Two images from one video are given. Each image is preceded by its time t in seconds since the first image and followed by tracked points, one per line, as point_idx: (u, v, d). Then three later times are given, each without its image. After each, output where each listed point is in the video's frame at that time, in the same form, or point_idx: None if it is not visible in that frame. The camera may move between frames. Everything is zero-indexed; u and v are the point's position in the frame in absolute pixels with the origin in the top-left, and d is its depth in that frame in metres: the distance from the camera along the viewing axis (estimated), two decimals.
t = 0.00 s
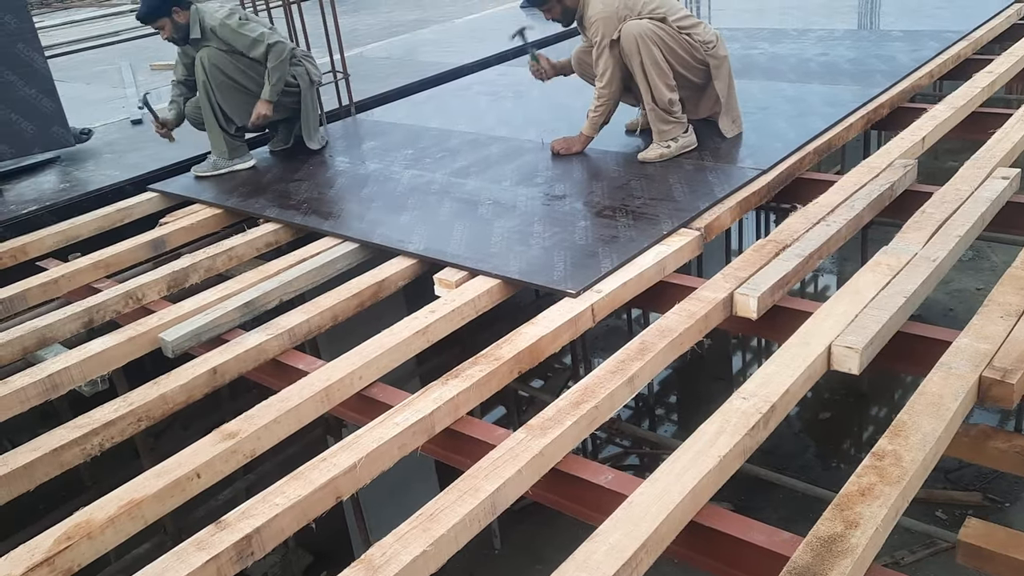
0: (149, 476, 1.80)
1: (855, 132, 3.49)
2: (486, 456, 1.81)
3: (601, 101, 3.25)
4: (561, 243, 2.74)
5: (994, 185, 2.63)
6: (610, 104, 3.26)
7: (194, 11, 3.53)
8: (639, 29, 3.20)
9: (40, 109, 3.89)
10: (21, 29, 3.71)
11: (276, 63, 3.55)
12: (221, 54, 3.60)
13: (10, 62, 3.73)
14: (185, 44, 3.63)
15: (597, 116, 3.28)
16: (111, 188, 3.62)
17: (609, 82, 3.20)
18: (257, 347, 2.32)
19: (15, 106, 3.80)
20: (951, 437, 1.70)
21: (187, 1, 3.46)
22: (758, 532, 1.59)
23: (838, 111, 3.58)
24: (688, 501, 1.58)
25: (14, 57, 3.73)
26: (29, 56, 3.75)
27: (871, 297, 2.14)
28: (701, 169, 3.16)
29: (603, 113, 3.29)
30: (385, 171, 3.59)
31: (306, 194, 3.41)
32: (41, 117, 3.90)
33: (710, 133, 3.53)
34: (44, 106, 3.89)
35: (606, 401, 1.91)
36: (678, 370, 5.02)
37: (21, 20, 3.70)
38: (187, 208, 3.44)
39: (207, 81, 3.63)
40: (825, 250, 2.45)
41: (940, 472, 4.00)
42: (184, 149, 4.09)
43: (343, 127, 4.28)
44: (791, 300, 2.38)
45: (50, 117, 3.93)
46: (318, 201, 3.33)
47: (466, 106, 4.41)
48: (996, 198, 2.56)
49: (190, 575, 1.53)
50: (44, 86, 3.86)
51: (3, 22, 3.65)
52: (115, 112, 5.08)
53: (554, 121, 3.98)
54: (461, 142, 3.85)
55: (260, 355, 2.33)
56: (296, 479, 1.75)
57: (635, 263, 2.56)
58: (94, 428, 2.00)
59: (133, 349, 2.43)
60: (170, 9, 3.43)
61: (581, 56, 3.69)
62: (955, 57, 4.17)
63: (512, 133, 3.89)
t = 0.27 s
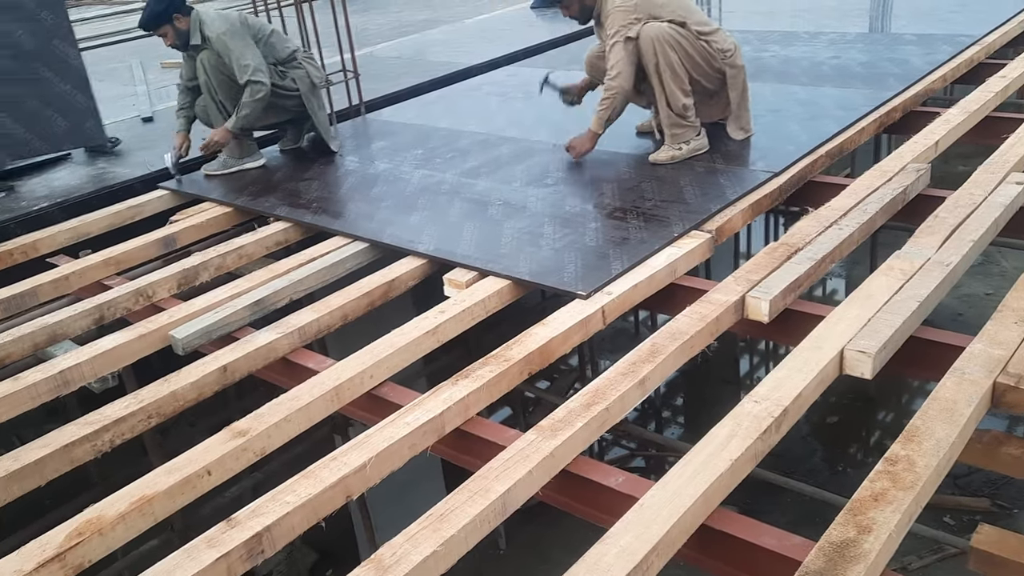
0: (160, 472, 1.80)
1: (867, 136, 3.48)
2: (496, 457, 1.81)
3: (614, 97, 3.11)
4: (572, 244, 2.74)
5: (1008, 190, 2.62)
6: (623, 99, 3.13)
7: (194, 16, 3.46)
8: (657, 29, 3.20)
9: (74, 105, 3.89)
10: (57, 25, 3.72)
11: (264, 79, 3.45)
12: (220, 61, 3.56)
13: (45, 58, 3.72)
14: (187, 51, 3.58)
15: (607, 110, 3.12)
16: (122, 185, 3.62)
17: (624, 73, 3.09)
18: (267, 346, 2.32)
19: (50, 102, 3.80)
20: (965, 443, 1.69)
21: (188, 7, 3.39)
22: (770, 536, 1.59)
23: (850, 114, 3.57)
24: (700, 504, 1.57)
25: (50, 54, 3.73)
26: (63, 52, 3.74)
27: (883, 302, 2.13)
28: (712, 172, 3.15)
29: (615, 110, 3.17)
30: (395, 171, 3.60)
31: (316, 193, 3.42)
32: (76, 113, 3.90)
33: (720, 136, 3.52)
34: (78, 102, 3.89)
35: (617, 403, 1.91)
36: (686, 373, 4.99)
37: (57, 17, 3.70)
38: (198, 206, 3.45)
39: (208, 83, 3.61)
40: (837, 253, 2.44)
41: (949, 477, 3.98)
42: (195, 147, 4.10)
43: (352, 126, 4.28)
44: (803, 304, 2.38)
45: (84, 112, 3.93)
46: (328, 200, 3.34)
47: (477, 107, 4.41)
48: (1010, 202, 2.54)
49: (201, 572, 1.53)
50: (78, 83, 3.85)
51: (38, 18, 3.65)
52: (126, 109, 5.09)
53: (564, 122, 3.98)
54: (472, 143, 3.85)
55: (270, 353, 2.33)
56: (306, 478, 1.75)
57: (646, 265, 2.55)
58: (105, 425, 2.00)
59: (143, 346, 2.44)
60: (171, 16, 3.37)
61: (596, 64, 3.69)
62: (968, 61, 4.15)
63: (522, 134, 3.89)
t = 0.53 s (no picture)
0: (169, 466, 1.81)
1: (880, 139, 3.46)
2: (504, 457, 1.80)
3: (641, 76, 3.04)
4: (582, 244, 2.73)
5: (1022, 195, 2.60)
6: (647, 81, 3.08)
7: (200, 15, 3.43)
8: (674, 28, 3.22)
9: (121, 99, 3.86)
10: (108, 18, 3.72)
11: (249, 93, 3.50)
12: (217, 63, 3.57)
13: (93, 50, 3.71)
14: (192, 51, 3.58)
15: (633, 85, 3.07)
16: (134, 179, 3.63)
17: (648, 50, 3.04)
18: (277, 341, 2.33)
19: (94, 94, 3.77)
20: (976, 449, 1.68)
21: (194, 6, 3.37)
22: (778, 539, 1.58)
23: (863, 117, 3.56)
24: (708, 506, 1.57)
25: (99, 46, 3.73)
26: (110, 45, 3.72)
27: (894, 306, 2.12)
28: (723, 173, 3.14)
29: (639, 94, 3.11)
30: (405, 169, 3.60)
31: (327, 190, 3.42)
32: (122, 107, 3.87)
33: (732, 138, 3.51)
34: (125, 96, 3.86)
35: (625, 404, 1.91)
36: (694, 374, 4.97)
37: (108, 10, 3.72)
38: (209, 201, 3.46)
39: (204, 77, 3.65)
40: (848, 257, 2.44)
41: (957, 483, 3.96)
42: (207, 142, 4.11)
43: (363, 123, 4.29)
44: (813, 307, 2.37)
45: (130, 107, 3.89)
46: (339, 197, 3.34)
47: (488, 106, 4.41)
48: None
49: (209, 566, 1.53)
50: (128, 77, 3.84)
51: (89, 10, 3.67)
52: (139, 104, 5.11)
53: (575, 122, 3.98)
54: (483, 141, 3.84)
55: (279, 349, 2.34)
56: (314, 474, 1.75)
57: (656, 266, 2.55)
58: (115, 418, 2.01)
59: (153, 340, 2.44)
60: (176, 15, 3.35)
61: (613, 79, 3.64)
62: (982, 65, 4.13)
63: (533, 133, 3.89)
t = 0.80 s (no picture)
0: (178, 461, 1.82)
1: (892, 142, 3.45)
2: (512, 455, 1.81)
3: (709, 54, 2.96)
4: (591, 245, 2.73)
5: None
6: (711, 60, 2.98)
7: (207, 17, 3.46)
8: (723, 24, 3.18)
9: (151, 96, 3.83)
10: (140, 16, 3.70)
11: (243, 97, 3.51)
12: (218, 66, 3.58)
13: (124, 47, 3.71)
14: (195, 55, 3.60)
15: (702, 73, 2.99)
16: (146, 175, 3.64)
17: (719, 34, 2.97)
18: (286, 338, 2.34)
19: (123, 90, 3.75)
20: (986, 454, 1.67)
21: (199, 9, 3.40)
22: (786, 542, 1.58)
23: (875, 119, 3.54)
24: (716, 507, 1.57)
25: (131, 43, 3.71)
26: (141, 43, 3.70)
27: (905, 309, 2.12)
28: (733, 175, 3.13)
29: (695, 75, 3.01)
30: (416, 167, 3.61)
31: (338, 187, 3.43)
32: (152, 104, 3.83)
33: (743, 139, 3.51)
34: (155, 95, 3.82)
35: (633, 404, 1.90)
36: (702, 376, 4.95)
37: (141, 8, 3.68)
38: (220, 198, 3.47)
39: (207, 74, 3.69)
40: (859, 260, 2.43)
41: (966, 488, 3.94)
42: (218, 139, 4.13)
43: (374, 122, 4.30)
44: (823, 310, 2.36)
45: (160, 104, 3.85)
46: (349, 195, 3.35)
47: (499, 105, 4.41)
48: None
49: (217, 561, 1.54)
50: (158, 74, 3.80)
51: (123, 7, 3.66)
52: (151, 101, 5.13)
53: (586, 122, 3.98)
54: (493, 141, 3.85)
55: (288, 345, 2.35)
56: (321, 470, 1.75)
57: (666, 267, 2.54)
58: (125, 412, 2.02)
59: (164, 335, 2.46)
60: (182, 18, 3.38)
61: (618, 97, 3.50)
62: (995, 68, 4.11)
63: (544, 133, 3.89)
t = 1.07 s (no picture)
0: (191, 447, 1.84)
1: (906, 140, 3.44)
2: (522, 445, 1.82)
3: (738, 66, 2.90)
4: (603, 240, 2.73)
5: None
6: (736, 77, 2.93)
7: (223, 13, 3.49)
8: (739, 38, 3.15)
9: (165, 89, 3.87)
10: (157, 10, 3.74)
11: (257, 96, 3.53)
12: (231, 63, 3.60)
13: (142, 41, 3.74)
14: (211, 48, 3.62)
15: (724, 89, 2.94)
16: (160, 167, 3.66)
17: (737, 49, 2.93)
18: (299, 329, 2.35)
19: (140, 83, 3.79)
20: (996, 450, 1.67)
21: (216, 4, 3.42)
22: (794, 534, 1.58)
23: (889, 118, 3.53)
24: (725, 498, 1.57)
25: (147, 37, 3.74)
26: (160, 36, 3.73)
27: (917, 306, 2.11)
28: (746, 172, 3.13)
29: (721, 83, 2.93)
30: (429, 162, 3.62)
31: (351, 181, 3.45)
32: (166, 97, 3.87)
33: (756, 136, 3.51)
34: (171, 88, 3.87)
35: (643, 396, 1.91)
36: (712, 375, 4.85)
37: (158, 1, 3.72)
38: (234, 190, 3.50)
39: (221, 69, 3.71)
40: (871, 256, 2.43)
41: (977, 489, 3.93)
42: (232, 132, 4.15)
43: (387, 116, 4.31)
44: (835, 306, 2.36)
45: (174, 98, 3.90)
46: (361, 189, 3.37)
47: (512, 101, 4.41)
48: None
49: (229, 544, 1.56)
50: (173, 68, 3.84)
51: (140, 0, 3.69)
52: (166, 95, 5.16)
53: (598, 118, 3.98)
54: (506, 136, 3.86)
55: (301, 336, 2.36)
56: (333, 458, 1.77)
57: (677, 262, 2.54)
58: (139, 399, 2.04)
59: (178, 324, 2.48)
60: (199, 13, 3.42)
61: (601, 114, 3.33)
62: (1011, 68, 4.09)
63: (556, 128, 3.90)
